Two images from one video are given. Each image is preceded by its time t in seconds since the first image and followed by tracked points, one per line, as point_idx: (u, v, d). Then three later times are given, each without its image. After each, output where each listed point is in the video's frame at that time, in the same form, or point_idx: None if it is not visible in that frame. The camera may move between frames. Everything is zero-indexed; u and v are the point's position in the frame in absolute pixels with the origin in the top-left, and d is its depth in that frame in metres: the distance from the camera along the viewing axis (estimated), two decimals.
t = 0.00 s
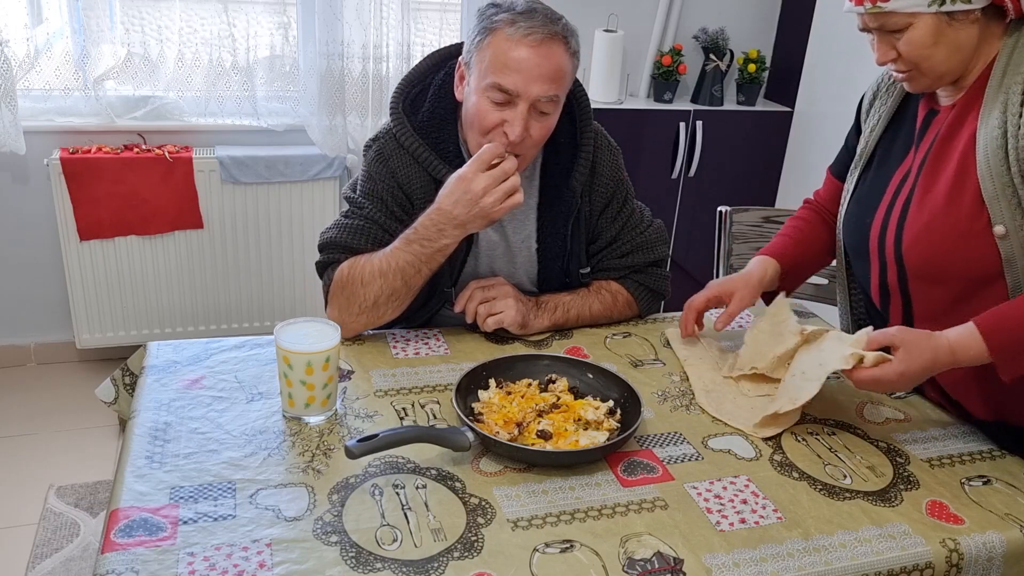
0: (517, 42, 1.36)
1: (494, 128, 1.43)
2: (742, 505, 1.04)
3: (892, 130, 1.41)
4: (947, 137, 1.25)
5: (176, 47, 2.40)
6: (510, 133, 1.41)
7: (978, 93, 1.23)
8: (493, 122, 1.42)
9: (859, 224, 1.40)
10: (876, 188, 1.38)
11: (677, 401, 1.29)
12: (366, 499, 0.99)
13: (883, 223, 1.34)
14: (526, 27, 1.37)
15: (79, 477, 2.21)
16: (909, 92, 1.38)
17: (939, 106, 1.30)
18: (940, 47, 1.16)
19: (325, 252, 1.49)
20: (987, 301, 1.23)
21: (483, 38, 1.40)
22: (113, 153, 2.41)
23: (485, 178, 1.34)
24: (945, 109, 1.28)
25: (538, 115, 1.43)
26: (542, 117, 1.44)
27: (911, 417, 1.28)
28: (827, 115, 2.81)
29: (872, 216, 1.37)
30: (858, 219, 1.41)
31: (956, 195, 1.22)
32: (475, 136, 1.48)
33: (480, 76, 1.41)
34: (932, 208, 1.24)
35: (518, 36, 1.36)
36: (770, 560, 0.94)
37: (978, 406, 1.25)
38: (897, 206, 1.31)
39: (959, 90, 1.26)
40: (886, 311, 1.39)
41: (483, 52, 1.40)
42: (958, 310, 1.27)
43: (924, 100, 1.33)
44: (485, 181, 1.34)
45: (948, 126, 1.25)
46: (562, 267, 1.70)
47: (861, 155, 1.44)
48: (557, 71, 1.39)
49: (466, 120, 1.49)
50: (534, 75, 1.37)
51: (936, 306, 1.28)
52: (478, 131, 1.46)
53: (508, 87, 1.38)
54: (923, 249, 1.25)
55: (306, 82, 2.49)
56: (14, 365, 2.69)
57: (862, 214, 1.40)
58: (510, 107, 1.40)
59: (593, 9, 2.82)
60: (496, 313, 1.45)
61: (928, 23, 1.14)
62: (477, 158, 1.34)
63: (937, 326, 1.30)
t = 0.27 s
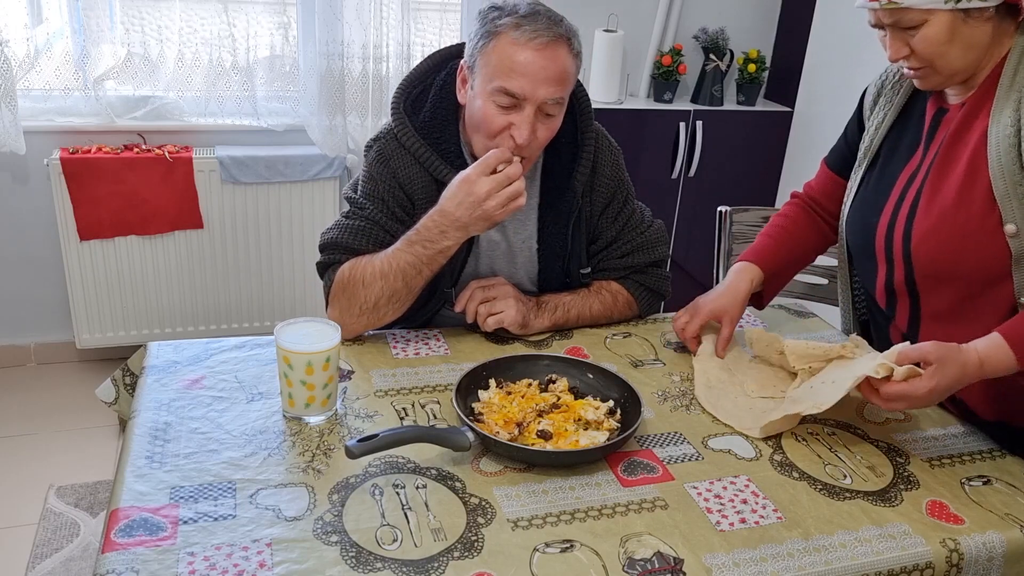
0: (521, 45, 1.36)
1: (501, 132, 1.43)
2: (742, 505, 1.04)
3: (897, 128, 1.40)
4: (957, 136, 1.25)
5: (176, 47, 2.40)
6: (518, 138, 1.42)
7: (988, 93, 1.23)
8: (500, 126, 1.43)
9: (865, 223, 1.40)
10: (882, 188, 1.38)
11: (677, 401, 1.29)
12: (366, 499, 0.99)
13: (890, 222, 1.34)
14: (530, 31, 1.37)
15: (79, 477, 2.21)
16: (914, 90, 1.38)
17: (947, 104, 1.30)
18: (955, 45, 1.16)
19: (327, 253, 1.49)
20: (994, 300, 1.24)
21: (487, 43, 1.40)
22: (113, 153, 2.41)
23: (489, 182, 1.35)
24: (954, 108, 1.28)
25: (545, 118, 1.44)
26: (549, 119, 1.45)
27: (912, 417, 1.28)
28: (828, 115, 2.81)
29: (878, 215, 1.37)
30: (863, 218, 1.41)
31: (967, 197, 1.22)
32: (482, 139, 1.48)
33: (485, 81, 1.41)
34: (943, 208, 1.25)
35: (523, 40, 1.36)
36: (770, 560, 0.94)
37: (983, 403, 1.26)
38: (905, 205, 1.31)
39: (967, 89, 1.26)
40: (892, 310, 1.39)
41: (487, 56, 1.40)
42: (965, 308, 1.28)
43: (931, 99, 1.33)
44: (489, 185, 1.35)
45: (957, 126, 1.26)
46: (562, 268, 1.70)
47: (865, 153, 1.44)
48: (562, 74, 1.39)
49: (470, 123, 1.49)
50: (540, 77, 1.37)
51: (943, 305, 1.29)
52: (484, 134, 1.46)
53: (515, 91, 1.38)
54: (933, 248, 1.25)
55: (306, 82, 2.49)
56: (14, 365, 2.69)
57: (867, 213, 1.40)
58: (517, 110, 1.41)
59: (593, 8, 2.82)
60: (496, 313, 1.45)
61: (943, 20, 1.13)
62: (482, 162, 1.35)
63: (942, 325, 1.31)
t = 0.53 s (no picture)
0: (521, 43, 1.36)
1: (501, 130, 1.43)
2: (742, 505, 1.04)
3: (902, 128, 1.41)
4: (966, 135, 1.26)
5: (176, 47, 2.40)
6: (516, 136, 1.41)
7: (996, 92, 1.24)
8: (499, 125, 1.42)
9: (870, 222, 1.40)
10: (889, 186, 1.38)
11: (677, 401, 1.29)
12: (366, 499, 0.99)
13: (898, 222, 1.34)
14: (530, 30, 1.37)
15: (79, 477, 2.21)
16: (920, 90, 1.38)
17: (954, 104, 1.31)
18: (966, 45, 1.16)
19: (327, 252, 1.49)
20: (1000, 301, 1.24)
21: (487, 42, 1.40)
22: (113, 153, 2.41)
23: (492, 180, 1.36)
24: (963, 107, 1.28)
25: (544, 117, 1.43)
26: (547, 118, 1.44)
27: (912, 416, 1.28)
28: (828, 114, 2.81)
29: (885, 214, 1.37)
30: (869, 216, 1.41)
31: (975, 196, 1.23)
32: (481, 138, 1.48)
33: (485, 80, 1.41)
34: (953, 207, 1.25)
35: (523, 37, 1.37)
36: (770, 560, 0.94)
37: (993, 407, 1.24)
38: (914, 204, 1.32)
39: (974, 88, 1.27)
40: (898, 312, 1.39)
41: (487, 55, 1.40)
42: (971, 310, 1.27)
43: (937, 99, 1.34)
44: (493, 182, 1.36)
45: (967, 124, 1.26)
46: (560, 268, 1.71)
47: (871, 153, 1.44)
48: (562, 72, 1.39)
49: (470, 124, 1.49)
50: (540, 76, 1.37)
51: (949, 305, 1.29)
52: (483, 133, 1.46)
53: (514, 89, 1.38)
54: (941, 248, 1.26)
55: (306, 82, 2.49)
56: (14, 365, 2.69)
57: (874, 212, 1.40)
58: (516, 108, 1.40)
59: (593, 8, 2.82)
60: (496, 313, 1.45)
61: (955, 20, 1.14)
62: (487, 160, 1.36)
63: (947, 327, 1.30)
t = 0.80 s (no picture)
0: (515, 46, 1.36)
1: (493, 132, 1.43)
2: (742, 505, 1.04)
3: (921, 125, 1.40)
4: (976, 140, 1.25)
5: (176, 47, 2.40)
6: (508, 136, 1.41)
7: (1012, 99, 1.21)
8: (491, 126, 1.42)
9: (877, 219, 1.40)
10: (900, 185, 1.38)
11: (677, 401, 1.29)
12: (366, 499, 0.99)
13: (900, 222, 1.34)
14: (523, 32, 1.37)
15: (79, 477, 2.21)
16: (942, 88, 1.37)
17: (972, 106, 1.29)
18: (987, 45, 1.13)
19: (323, 252, 1.50)
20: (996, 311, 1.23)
21: (482, 43, 1.40)
22: (113, 153, 2.41)
23: (479, 175, 1.35)
24: (979, 110, 1.27)
25: (537, 118, 1.43)
26: (541, 119, 1.44)
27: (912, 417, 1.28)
28: (828, 114, 2.81)
29: (892, 212, 1.37)
30: (876, 214, 1.41)
31: (976, 204, 1.21)
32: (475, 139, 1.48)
33: (478, 81, 1.41)
34: (955, 213, 1.24)
35: (516, 40, 1.37)
36: (770, 560, 0.94)
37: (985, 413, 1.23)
38: (918, 206, 1.31)
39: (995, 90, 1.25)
40: (896, 313, 1.39)
41: (481, 57, 1.40)
42: (964, 318, 1.27)
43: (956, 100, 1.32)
44: (479, 177, 1.35)
45: (977, 129, 1.25)
46: (556, 267, 1.70)
47: (887, 149, 1.44)
48: (554, 75, 1.39)
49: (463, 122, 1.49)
50: (531, 79, 1.37)
51: (945, 311, 1.28)
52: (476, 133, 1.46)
53: (508, 94, 1.38)
54: (939, 252, 1.25)
55: (306, 82, 2.49)
56: (13, 365, 2.69)
57: (881, 210, 1.40)
58: (508, 110, 1.40)
59: (593, 8, 2.82)
60: (495, 313, 1.45)
61: (975, 20, 1.11)
62: (476, 155, 1.35)
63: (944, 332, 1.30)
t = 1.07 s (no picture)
0: (517, 47, 1.36)
1: (503, 134, 1.44)
2: (742, 505, 1.04)
3: (936, 126, 1.39)
4: (989, 146, 1.24)
5: (176, 47, 2.40)
6: (520, 137, 1.42)
7: None
8: (501, 129, 1.43)
9: (888, 221, 1.40)
10: (912, 186, 1.38)
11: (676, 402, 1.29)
12: (366, 499, 0.99)
13: (911, 226, 1.34)
14: (526, 33, 1.37)
15: (79, 477, 2.21)
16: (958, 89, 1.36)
17: (988, 109, 1.28)
18: (1004, 50, 1.13)
19: (320, 252, 1.50)
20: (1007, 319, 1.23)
21: (481, 47, 1.40)
22: (113, 153, 2.41)
23: (460, 170, 1.32)
24: (994, 114, 1.26)
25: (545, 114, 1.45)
26: (547, 114, 1.46)
27: (911, 416, 1.28)
28: (828, 114, 2.81)
29: (903, 215, 1.37)
30: (888, 216, 1.41)
31: (987, 211, 1.21)
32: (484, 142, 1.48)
33: (484, 85, 1.41)
34: (964, 219, 1.24)
35: (519, 41, 1.36)
36: (770, 560, 0.94)
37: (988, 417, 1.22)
38: (929, 211, 1.31)
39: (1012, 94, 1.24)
40: (903, 318, 1.39)
41: (482, 60, 1.40)
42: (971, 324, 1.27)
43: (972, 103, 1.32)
44: (460, 172, 1.33)
45: (992, 134, 1.24)
46: (554, 267, 1.70)
47: (901, 148, 1.43)
48: (558, 70, 1.40)
49: (470, 128, 1.49)
50: (539, 77, 1.38)
51: (952, 317, 1.28)
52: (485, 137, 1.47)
53: (517, 93, 1.39)
54: (948, 258, 1.25)
55: (306, 82, 2.49)
56: (14, 365, 2.70)
57: (893, 212, 1.40)
58: (517, 110, 1.41)
59: (593, 9, 2.82)
60: (494, 313, 1.45)
61: (992, 26, 1.11)
62: (458, 150, 1.33)
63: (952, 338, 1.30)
